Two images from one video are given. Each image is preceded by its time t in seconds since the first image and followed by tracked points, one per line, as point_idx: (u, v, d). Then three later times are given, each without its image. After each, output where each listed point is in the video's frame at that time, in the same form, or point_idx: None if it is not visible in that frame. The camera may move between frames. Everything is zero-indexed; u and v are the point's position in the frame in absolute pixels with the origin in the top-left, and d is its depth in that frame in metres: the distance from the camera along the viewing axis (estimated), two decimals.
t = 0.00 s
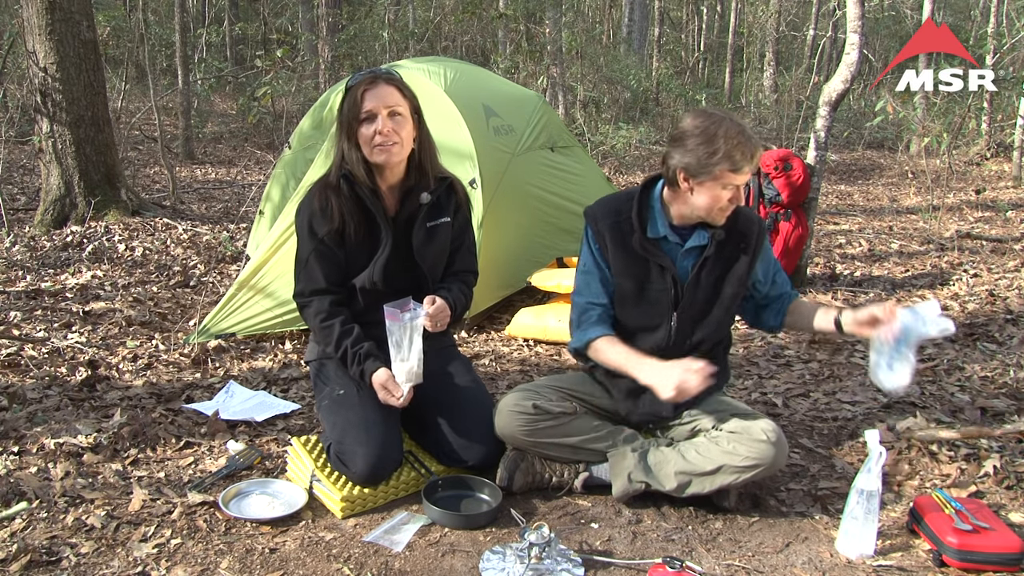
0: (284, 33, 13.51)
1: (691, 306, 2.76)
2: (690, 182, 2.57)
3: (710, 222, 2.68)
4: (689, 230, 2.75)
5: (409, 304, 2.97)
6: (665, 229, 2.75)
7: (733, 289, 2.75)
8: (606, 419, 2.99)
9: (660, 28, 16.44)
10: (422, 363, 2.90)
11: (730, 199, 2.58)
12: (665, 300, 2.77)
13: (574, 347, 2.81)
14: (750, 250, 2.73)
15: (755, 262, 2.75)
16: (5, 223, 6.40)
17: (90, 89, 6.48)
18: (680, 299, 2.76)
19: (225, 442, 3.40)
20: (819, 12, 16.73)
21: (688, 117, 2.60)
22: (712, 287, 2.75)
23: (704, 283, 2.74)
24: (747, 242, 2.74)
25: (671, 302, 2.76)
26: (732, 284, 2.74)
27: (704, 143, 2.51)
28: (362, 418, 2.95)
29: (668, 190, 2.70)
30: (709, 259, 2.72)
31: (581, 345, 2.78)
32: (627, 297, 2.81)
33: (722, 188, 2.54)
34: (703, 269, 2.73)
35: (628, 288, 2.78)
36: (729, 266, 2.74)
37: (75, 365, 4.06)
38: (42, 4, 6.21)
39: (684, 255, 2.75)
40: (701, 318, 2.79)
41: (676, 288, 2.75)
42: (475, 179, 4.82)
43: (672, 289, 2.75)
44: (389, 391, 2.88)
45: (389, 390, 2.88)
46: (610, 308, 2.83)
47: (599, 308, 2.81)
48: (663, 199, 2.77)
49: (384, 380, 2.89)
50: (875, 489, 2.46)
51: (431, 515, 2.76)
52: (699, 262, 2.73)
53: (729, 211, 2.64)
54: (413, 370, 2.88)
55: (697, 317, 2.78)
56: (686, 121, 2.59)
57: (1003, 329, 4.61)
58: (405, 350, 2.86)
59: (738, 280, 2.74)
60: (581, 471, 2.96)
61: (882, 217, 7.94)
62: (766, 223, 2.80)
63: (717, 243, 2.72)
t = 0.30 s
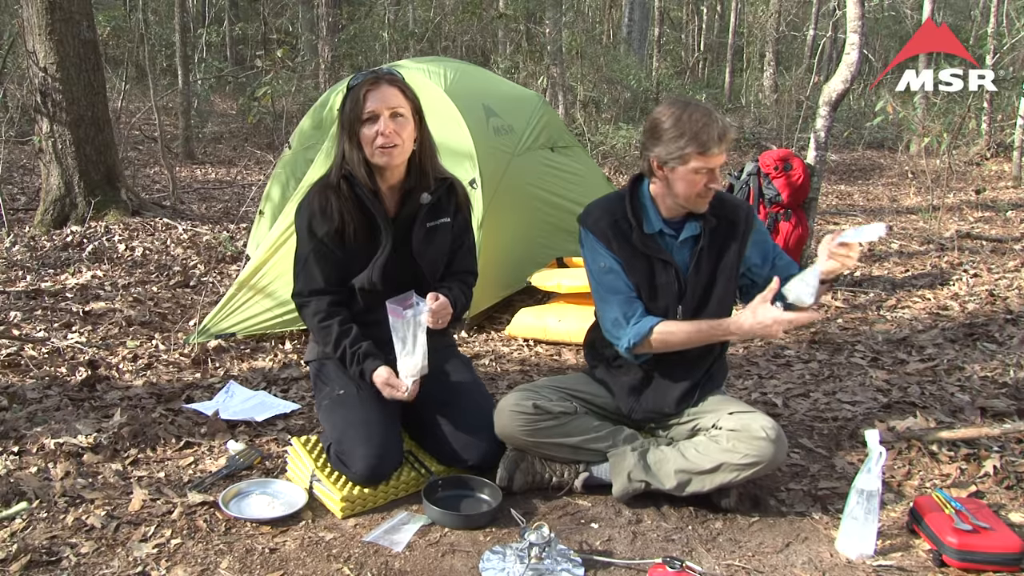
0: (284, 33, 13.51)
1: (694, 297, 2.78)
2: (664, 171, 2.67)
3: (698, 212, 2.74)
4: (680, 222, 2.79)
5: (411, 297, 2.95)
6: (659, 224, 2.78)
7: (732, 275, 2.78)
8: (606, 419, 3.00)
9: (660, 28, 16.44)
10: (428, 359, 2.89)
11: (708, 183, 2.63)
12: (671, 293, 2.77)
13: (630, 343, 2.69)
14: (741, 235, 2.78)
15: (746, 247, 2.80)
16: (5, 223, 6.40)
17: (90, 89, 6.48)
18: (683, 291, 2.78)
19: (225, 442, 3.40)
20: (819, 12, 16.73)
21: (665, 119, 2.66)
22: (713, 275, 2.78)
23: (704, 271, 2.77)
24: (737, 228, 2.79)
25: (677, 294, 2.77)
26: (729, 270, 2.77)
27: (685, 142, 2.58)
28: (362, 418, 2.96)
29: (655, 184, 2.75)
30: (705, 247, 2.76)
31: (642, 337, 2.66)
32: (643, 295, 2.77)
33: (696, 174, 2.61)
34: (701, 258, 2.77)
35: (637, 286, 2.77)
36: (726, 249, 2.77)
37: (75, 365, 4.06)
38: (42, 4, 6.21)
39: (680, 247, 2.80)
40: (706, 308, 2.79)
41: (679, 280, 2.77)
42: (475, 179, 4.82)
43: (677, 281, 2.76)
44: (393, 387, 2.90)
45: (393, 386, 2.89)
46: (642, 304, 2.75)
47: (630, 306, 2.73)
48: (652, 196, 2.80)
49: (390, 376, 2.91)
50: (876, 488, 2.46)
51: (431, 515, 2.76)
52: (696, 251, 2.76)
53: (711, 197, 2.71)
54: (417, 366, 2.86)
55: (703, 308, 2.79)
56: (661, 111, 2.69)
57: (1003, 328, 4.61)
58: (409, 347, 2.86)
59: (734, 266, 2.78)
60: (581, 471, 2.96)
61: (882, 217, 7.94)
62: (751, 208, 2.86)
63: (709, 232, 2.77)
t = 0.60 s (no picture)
0: (284, 33, 13.51)
1: (689, 294, 2.77)
2: (652, 167, 2.70)
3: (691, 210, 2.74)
4: (675, 220, 2.79)
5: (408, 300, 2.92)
6: (653, 222, 2.79)
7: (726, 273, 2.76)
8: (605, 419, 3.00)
9: (660, 28, 16.44)
10: (430, 360, 2.85)
11: (695, 180, 2.64)
12: (664, 290, 2.77)
13: (621, 339, 2.71)
14: (735, 233, 2.76)
15: (741, 245, 2.78)
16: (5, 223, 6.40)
17: (90, 88, 6.48)
18: (678, 288, 2.78)
19: (225, 442, 3.40)
20: (819, 12, 16.73)
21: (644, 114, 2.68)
22: (705, 273, 2.77)
23: (697, 269, 2.76)
24: (731, 226, 2.77)
25: (670, 291, 2.77)
26: (723, 268, 2.75)
27: (676, 140, 2.59)
28: (362, 418, 2.96)
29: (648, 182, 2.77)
30: (699, 245, 2.75)
31: (633, 334, 2.68)
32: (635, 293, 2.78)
33: (680, 171, 2.63)
34: (694, 255, 2.76)
35: (631, 283, 2.78)
36: (720, 247, 2.75)
37: (75, 365, 4.06)
38: (42, 4, 6.21)
39: (674, 245, 2.80)
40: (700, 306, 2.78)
41: (673, 278, 2.77)
42: (475, 179, 4.82)
43: (670, 279, 2.77)
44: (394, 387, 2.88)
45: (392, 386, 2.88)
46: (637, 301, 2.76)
47: (623, 303, 2.75)
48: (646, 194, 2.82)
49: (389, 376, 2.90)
50: (875, 488, 2.46)
51: (431, 515, 2.76)
52: (689, 249, 2.76)
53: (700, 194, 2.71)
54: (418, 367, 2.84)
55: (696, 305, 2.78)
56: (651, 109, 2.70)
57: (1003, 328, 4.61)
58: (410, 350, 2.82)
59: (728, 264, 2.76)
60: (581, 471, 2.96)
61: (882, 217, 7.94)
62: (749, 206, 2.84)
63: (703, 230, 2.76)
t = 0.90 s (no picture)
0: (284, 33, 13.51)
1: (687, 290, 2.77)
2: (641, 162, 2.72)
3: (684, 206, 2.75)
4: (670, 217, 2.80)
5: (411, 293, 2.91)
6: (649, 219, 2.80)
7: (723, 267, 2.75)
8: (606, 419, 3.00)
9: (661, 28, 16.44)
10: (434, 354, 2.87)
11: (682, 173, 2.64)
12: (663, 287, 2.77)
13: (620, 334, 2.69)
14: (731, 226, 2.76)
15: (737, 239, 2.78)
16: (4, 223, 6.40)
17: (90, 88, 6.48)
18: (677, 285, 2.77)
19: (225, 442, 3.40)
20: (819, 12, 16.73)
21: (640, 113, 2.68)
22: (702, 268, 2.77)
23: (694, 264, 2.76)
24: (726, 220, 2.77)
25: (669, 288, 2.77)
26: (720, 262, 2.75)
27: (672, 138, 2.59)
28: (362, 417, 2.96)
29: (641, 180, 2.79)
30: (695, 240, 2.76)
31: (632, 330, 2.66)
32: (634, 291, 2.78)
33: (666, 165, 2.64)
34: (691, 251, 2.76)
35: (630, 281, 2.77)
36: (716, 242, 2.76)
37: (75, 365, 4.07)
38: (42, 4, 6.21)
39: (671, 242, 2.81)
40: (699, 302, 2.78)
41: (671, 274, 2.77)
42: (475, 179, 4.82)
43: (668, 276, 2.76)
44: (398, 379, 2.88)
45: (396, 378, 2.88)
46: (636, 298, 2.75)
47: (623, 299, 2.74)
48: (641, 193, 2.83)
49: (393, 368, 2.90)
50: (875, 488, 2.46)
51: (431, 515, 2.76)
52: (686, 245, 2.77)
53: (692, 188, 2.72)
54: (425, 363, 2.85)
55: (695, 302, 2.78)
56: (639, 108, 2.70)
57: (1003, 329, 4.61)
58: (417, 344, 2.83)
59: (725, 258, 2.76)
60: (581, 471, 2.95)
61: (882, 217, 7.93)
62: (743, 201, 2.85)
63: (698, 225, 2.77)
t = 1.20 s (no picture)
0: (284, 33, 13.51)
1: (686, 289, 2.77)
2: (634, 162, 2.72)
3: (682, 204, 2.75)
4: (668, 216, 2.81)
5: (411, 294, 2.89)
6: (647, 219, 2.81)
7: (721, 265, 2.75)
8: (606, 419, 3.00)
9: (661, 28, 16.44)
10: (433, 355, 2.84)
11: (674, 172, 2.64)
12: (662, 287, 2.78)
13: (619, 333, 2.69)
14: (727, 224, 2.75)
15: (734, 236, 2.78)
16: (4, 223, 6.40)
17: (90, 88, 6.48)
18: (676, 284, 2.78)
19: (225, 442, 3.40)
20: (819, 12, 16.73)
21: (635, 113, 2.69)
22: (700, 266, 2.77)
23: (693, 263, 2.77)
24: (722, 218, 2.77)
25: (668, 288, 2.77)
26: (717, 260, 2.75)
27: (662, 137, 2.59)
28: (363, 417, 2.96)
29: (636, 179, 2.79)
30: (692, 239, 2.76)
31: (630, 330, 2.66)
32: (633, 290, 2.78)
33: (659, 164, 2.64)
34: (689, 250, 2.76)
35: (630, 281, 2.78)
36: (712, 239, 2.75)
37: (75, 365, 4.06)
38: (42, 4, 6.21)
39: (669, 241, 2.81)
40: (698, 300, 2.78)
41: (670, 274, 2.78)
42: (475, 179, 4.82)
43: (667, 275, 2.77)
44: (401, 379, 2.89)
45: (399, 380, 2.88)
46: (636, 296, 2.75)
47: (623, 297, 2.73)
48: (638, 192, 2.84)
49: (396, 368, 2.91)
50: (875, 488, 2.46)
51: (431, 516, 2.76)
52: (683, 244, 2.77)
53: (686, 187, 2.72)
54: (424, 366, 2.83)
55: (694, 300, 2.78)
56: (632, 108, 2.71)
57: (1003, 329, 4.61)
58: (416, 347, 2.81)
59: (722, 256, 2.75)
60: (581, 471, 2.95)
61: (882, 217, 7.93)
62: (740, 198, 2.84)
63: (695, 224, 2.77)
